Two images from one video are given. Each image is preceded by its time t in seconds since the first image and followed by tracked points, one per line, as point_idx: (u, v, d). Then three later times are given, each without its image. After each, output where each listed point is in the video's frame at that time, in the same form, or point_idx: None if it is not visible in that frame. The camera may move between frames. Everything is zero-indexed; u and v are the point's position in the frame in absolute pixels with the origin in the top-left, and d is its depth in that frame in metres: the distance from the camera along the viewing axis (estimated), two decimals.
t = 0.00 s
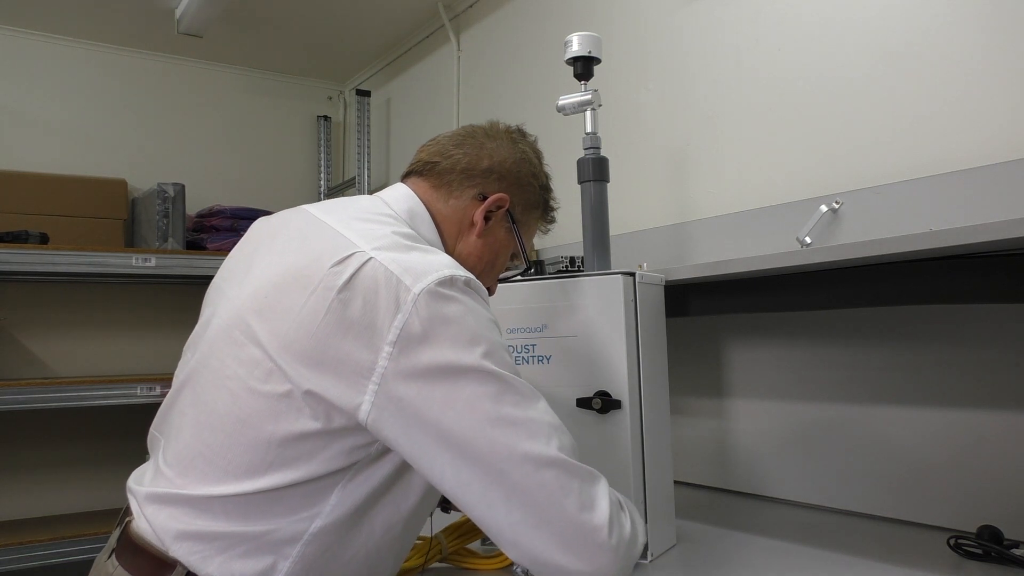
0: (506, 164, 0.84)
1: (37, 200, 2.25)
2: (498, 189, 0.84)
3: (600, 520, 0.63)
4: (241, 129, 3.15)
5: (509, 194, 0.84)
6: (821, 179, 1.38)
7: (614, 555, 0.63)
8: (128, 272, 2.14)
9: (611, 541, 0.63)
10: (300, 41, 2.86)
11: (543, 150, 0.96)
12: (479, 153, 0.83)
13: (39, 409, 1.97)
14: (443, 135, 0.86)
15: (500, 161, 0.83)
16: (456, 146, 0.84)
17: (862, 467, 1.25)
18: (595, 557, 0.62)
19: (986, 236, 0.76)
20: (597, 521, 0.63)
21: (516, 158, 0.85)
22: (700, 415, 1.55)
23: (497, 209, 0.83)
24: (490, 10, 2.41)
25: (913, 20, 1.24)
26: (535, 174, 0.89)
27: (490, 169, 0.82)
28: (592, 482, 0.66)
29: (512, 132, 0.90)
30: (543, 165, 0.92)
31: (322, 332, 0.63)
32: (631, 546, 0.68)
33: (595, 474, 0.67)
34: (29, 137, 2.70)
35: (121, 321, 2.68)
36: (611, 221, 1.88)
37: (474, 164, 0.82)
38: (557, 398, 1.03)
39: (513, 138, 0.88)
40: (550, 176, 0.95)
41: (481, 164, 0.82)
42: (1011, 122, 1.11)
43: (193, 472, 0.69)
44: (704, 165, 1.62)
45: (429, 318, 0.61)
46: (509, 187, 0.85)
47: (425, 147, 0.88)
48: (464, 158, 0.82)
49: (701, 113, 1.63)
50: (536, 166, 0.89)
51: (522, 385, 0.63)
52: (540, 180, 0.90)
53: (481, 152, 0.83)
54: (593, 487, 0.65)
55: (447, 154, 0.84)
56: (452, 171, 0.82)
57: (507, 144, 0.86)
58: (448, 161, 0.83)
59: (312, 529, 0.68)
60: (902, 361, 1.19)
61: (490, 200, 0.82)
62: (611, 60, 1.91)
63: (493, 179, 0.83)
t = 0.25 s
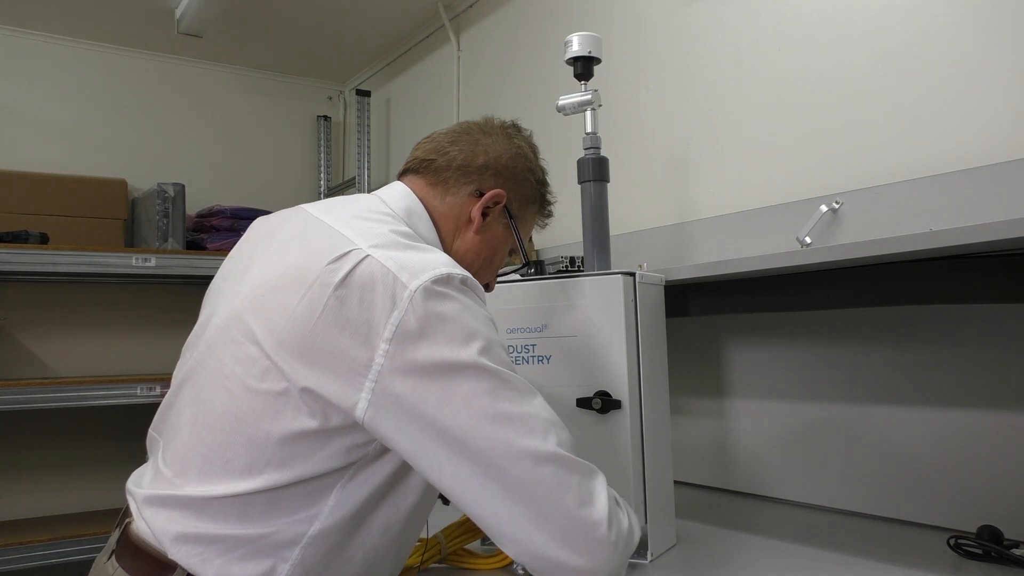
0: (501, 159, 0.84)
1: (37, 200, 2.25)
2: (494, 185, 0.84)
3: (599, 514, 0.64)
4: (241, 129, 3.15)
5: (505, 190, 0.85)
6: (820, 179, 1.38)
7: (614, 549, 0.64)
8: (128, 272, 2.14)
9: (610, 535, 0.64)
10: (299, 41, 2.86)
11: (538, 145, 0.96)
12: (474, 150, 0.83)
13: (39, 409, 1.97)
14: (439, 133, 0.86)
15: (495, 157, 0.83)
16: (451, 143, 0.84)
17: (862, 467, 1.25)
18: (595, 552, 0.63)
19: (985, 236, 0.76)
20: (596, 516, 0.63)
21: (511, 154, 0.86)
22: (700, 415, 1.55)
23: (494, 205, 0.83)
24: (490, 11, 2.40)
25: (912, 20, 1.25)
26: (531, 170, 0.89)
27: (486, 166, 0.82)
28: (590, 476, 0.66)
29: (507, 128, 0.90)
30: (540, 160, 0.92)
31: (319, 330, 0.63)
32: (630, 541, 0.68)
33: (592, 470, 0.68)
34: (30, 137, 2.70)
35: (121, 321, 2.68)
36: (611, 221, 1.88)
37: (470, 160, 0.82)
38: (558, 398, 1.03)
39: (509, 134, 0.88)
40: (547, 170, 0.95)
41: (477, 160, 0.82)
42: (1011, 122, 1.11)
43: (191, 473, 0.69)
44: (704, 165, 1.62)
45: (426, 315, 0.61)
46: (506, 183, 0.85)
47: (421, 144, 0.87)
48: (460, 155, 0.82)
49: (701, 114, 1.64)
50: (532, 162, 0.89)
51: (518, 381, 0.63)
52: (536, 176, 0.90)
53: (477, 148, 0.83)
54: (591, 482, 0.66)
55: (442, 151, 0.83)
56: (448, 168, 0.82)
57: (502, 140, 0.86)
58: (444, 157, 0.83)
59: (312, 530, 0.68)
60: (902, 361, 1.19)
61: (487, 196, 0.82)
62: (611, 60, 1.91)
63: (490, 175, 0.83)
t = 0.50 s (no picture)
0: (501, 159, 0.84)
1: (38, 200, 2.25)
2: (494, 186, 0.84)
3: (602, 510, 0.64)
4: (241, 129, 3.15)
5: (505, 190, 0.85)
6: (821, 179, 1.38)
7: (617, 544, 0.64)
8: (128, 272, 2.14)
9: (613, 530, 0.64)
10: (299, 41, 2.86)
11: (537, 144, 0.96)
12: (474, 150, 0.83)
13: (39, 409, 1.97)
14: (438, 133, 0.86)
15: (495, 157, 0.83)
16: (450, 143, 0.84)
17: (863, 467, 1.25)
18: (598, 547, 0.63)
19: (985, 237, 0.76)
20: (599, 511, 0.64)
21: (511, 154, 0.86)
22: (700, 415, 1.55)
23: (494, 205, 0.83)
24: (490, 11, 2.40)
25: (912, 21, 1.25)
26: (530, 170, 0.89)
27: (486, 166, 0.82)
28: (592, 473, 0.66)
29: (506, 128, 0.90)
30: (539, 160, 0.92)
31: (319, 330, 0.63)
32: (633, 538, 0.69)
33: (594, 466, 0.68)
34: (30, 136, 2.70)
35: (121, 321, 2.68)
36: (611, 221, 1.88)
37: (469, 161, 0.82)
38: (558, 398, 1.03)
39: (508, 134, 0.88)
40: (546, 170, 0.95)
41: (477, 161, 0.82)
42: (1011, 122, 1.11)
43: (190, 474, 0.69)
44: (704, 165, 1.62)
45: (428, 315, 0.61)
46: (506, 183, 0.85)
47: (420, 144, 0.87)
48: (460, 155, 0.82)
49: (701, 114, 1.64)
50: (531, 162, 0.89)
51: (519, 380, 0.64)
52: (536, 176, 0.90)
53: (476, 148, 0.83)
54: (594, 479, 0.66)
55: (442, 152, 0.83)
56: (448, 168, 0.82)
57: (501, 140, 0.86)
58: (444, 158, 0.83)
59: (311, 531, 0.68)
60: (902, 361, 1.19)
61: (487, 197, 0.82)
62: (611, 61, 1.91)
63: (490, 175, 0.83)
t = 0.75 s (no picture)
0: (502, 162, 0.84)
1: (38, 200, 2.25)
2: (495, 188, 0.83)
3: (615, 494, 0.64)
4: (241, 129, 3.15)
5: (505, 192, 0.85)
6: (821, 179, 1.38)
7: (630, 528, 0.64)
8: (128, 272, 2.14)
9: (627, 514, 0.64)
10: (299, 41, 2.86)
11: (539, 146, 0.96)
12: (475, 152, 0.83)
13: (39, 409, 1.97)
14: (440, 134, 0.86)
15: (496, 160, 0.83)
16: (452, 145, 0.84)
17: (863, 467, 1.25)
18: (612, 531, 0.63)
19: (985, 237, 0.76)
20: (612, 496, 0.63)
21: (512, 157, 0.86)
22: (699, 415, 1.55)
23: (494, 208, 0.83)
24: (490, 11, 2.40)
25: (912, 21, 1.25)
26: (531, 172, 0.89)
27: (487, 168, 0.82)
28: (603, 459, 0.66)
29: (508, 130, 0.90)
30: (540, 162, 0.92)
31: (320, 330, 0.63)
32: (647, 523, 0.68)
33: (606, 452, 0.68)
34: (30, 136, 2.70)
35: (121, 321, 2.68)
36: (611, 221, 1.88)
37: (470, 163, 0.82)
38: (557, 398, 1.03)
39: (509, 136, 0.88)
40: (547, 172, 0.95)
41: (478, 163, 0.82)
42: (1011, 122, 1.11)
43: (189, 474, 0.69)
44: (704, 165, 1.62)
45: (430, 313, 0.61)
46: (507, 185, 0.85)
47: (422, 146, 0.87)
48: (461, 157, 0.82)
49: (701, 114, 1.64)
50: (532, 164, 0.89)
51: (524, 374, 0.64)
52: (537, 178, 0.90)
53: (477, 151, 0.83)
54: (605, 464, 0.66)
55: (443, 153, 0.83)
56: (449, 170, 0.82)
57: (503, 142, 0.86)
58: (445, 160, 0.83)
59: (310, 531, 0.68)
60: (902, 361, 1.19)
61: (487, 199, 0.82)
62: (610, 61, 1.91)
63: (490, 177, 0.83)
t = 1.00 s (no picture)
0: (497, 158, 0.84)
1: (37, 200, 2.25)
2: (490, 184, 0.83)
3: (584, 509, 0.64)
4: (241, 129, 3.15)
5: (501, 189, 0.84)
6: (820, 179, 1.38)
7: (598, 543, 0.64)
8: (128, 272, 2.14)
9: (595, 529, 0.64)
10: (299, 41, 2.86)
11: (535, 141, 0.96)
12: (470, 148, 0.83)
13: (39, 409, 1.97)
14: (435, 130, 0.86)
15: (492, 156, 0.83)
16: (447, 141, 0.84)
17: (862, 467, 1.25)
18: (579, 545, 0.62)
19: (984, 237, 0.76)
20: (581, 510, 0.63)
21: (507, 153, 0.85)
22: (699, 415, 1.55)
23: (490, 204, 0.83)
24: (490, 11, 2.40)
25: (911, 21, 1.25)
26: (527, 168, 0.89)
27: (482, 165, 0.82)
28: (576, 472, 0.66)
29: (504, 126, 0.90)
30: (536, 158, 0.92)
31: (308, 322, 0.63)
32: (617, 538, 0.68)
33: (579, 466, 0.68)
34: (30, 136, 2.70)
35: (121, 321, 2.68)
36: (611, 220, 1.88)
37: (465, 159, 0.82)
38: (557, 398, 1.03)
39: (504, 132, 0.88)
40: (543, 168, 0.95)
41: (474, 159, 0.82)
42: (1011, 122, 1.11)
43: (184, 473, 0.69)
44: (704, 165, 1.62)
45: (417, 308, 0.61)
46: (502, 182, 0.85)
47: (417, 142, 0.87)
48: (456, 153, 0.82)
49: (701, 114, 1.64)
50: (528, 160, 0.89)
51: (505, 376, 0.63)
52: (533, 174, 0.90)
53: (472, 147, 0.83)
54: (578, 477, 0.66)
55: (438, 150, 0.83)
56: (444, 167, 0.82)
57: (498, 138, 0.86)
58: (440, 156, 0.83)
59: (303, 530, 0.67)
60: (902, 361, 1.19)
61: (483, 196, 0.82)
62: (610, 61, 1.91)
63: (486, 174, 0.83)
